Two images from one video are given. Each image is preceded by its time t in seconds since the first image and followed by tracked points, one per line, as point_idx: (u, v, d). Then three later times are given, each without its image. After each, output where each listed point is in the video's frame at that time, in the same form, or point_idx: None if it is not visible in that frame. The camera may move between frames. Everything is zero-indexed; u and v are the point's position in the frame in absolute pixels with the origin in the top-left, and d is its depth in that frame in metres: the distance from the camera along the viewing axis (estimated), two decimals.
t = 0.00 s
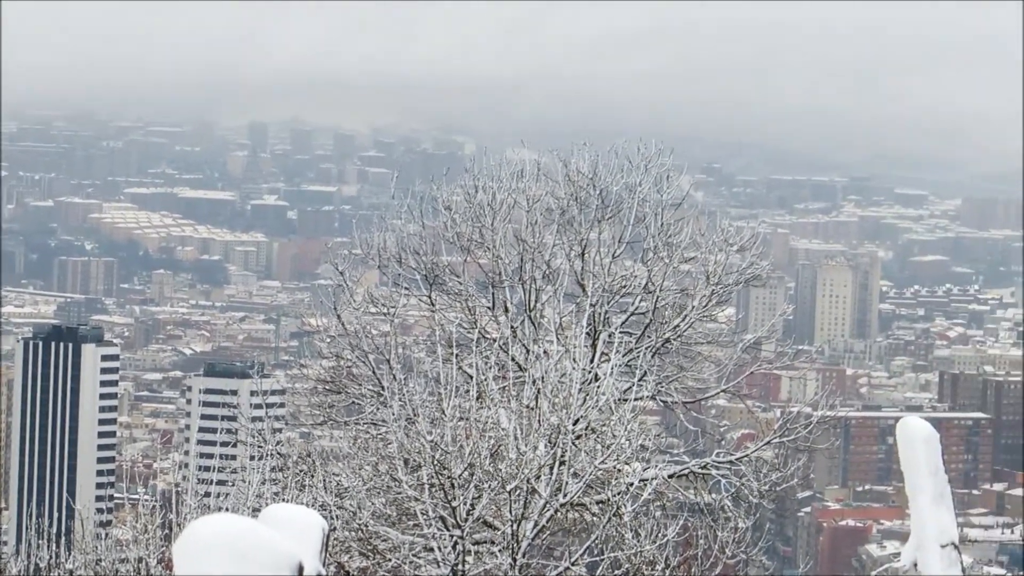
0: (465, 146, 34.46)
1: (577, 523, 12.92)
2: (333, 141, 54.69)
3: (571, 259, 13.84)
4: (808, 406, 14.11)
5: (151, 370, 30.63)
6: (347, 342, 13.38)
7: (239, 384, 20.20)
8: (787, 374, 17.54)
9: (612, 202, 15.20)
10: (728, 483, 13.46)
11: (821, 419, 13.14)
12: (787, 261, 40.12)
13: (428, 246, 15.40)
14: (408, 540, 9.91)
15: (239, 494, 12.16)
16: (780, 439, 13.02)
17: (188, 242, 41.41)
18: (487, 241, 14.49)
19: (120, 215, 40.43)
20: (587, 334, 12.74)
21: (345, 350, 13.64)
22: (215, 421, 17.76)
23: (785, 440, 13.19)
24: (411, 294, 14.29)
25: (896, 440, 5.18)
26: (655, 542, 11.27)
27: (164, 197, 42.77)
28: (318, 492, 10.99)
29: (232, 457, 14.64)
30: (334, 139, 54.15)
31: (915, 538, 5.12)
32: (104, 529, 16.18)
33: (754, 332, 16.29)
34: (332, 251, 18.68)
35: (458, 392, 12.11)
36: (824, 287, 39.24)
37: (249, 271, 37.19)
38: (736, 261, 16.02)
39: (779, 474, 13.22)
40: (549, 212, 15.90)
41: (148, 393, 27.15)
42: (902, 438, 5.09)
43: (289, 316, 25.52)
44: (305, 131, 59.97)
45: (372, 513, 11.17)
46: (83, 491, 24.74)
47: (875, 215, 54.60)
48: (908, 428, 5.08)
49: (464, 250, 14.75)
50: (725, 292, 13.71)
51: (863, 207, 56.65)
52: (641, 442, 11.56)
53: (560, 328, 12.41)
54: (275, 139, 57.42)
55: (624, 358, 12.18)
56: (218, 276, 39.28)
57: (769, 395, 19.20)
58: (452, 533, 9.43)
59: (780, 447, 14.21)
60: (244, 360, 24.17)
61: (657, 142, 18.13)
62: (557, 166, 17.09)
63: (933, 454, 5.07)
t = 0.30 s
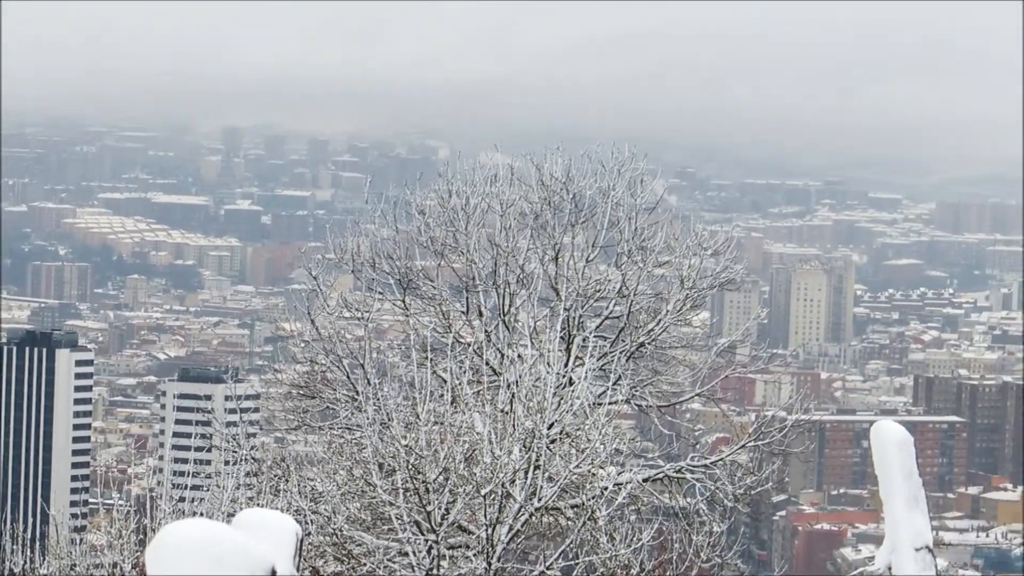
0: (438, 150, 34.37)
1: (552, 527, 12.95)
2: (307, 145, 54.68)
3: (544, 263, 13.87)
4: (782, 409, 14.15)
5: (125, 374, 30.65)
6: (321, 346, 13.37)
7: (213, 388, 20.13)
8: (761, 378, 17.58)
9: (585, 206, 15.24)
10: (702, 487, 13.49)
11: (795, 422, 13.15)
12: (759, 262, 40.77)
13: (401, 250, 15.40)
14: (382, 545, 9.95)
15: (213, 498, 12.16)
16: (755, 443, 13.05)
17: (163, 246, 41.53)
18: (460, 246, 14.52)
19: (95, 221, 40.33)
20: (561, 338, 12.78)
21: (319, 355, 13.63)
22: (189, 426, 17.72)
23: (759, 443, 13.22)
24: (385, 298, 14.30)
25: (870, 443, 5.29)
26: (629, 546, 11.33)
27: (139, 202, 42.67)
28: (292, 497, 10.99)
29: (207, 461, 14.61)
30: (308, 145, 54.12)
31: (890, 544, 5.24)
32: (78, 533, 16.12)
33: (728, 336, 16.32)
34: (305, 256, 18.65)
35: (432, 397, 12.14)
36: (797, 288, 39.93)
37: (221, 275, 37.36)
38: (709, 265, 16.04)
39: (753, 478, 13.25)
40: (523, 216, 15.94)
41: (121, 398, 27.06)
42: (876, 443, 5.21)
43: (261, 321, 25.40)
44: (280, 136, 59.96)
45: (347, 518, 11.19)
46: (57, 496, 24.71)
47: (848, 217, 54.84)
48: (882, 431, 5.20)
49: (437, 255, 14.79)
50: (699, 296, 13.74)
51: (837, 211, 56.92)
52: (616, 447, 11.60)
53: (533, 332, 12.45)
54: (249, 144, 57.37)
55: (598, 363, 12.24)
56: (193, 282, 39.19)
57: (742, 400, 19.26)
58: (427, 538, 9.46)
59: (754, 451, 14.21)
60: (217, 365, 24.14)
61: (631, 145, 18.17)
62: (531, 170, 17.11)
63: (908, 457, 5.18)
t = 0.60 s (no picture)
0: (411, 153, 34.43)
1: (524, 530, 13.00)
2: (281, 148, 54.73)
3: (517, 266, 13.92)
4: (755, 412, 14.18)
5: (97, 377, 30.66)
6: (294, 350, 13.39)
7: (187, 391, 20.16)
8: (733, 381, 17.67)
9: (558, 210, 15.30)
10: (675, 489, 13.52)
11: (767, 425, 13.20)
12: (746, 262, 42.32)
13: (374, 253, 15.43)
14: (354, 548, 9.99)
15: (185, 501, 12.18)
16: (728, 445, 13.10)
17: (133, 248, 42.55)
18: (433, 250, 14.58)
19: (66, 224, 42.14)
20: (534, 341, 12.86)
21: (292, 358, 13.65)
22: (163, 430, 17.73)
23: (731, 447, 13.26)
24: (358, 302, 14.34)
25: (843, 446, 5.39)
26: (601, 548, 11.38)
27: (112, 205, 42.70)
28: (266, 500, 11.02)
29: (180, 465, 14.61)
30: (282, 149, 54.10)
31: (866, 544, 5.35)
32: (52, 537, 16.10)
33: (700, 339, 16.39)
34: (279, 259, 18.67)
35: (405, 400, 12.18)
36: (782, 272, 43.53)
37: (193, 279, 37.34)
38: (681, 268, 16.10)
39: (726, 480, 13.29)
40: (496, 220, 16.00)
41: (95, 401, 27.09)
42: (847, 443, 5.31)
43: (233, 323, 25.43)
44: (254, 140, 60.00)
45: (320, 520, 11.21)
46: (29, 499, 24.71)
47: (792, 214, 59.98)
48: (854, 434, 5.29)
49: (410, 259, 14.83)
50: (672, 299, 13.81)
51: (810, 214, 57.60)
52: (588, 449, 11.65)
53: (506, 335, 12.52)
54: (223, 148, 57.37)
55: (571, 366, 12.31)
56: (165, 286, 39.22)
57: (715, 403, 19.36)
58: (399, 540, 9.52)
59: (726, 454, 14.27)
60: (190, 369, 24.21)
61: (604, 149, 18.22)
62: (504, 173, 17.16)
63: (880, 459, 5.28)
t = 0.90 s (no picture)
0: (390, 155, 34.72)
1: (501, 532, 13.01)
2: (260, 150, 54.99)
3: (494, 268, 13.95)
4: (731, 413, 14.23)
5: (74, 379, 30.75)
6: (272, 351, 13.40)
7: (164, 392, 20.27)
8: (711, 383, 17.83)
9: (536, 211, 15.32)
10: (652, 491, 13.56)
11: (744, 427, 13.25)
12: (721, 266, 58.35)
13: (351, 255, 15.43)
14: (330, 549, 9.98)
15: (163, 502, 12.17)
16: (705, 447, 13.15)
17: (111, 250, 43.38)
18: (410, 252, 14.60)
19: (45, 226, 41.95)
20: (511, 342, 12.89)
21: (270, 359, 13.64)
22: (140, 430, 17.76)
23: (708, 449, 13.31)
24: (335, 303, 14.35)
25: (820, 447, 5.93)
26: (578, 551, 11.39)
27: (90, 208, 43.60)
28: (242, 501, 11.01)
29: (157, 466, 14.60)
30: (259, 151, 54.27)
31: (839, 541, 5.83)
32: (27, 538, 16.10)
33: (678, 340, 16.47)
34: (256, 259, 18.72)
35: (381, 402, 12.18)
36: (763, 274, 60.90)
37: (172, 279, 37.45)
38: (659, 269, 16.16)
39: (702, 482, 13.35)
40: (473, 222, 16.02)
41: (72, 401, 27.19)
42: (823, 445, 5.82)
43: (211, 325, 25.66)
44: (231, 141, 60.16)
45: (297, 521, 11.19)
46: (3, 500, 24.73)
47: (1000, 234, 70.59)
48: (831, 436, 5.81)
49: (388, 260, 14.86)
50: (649, 301, 13.87)
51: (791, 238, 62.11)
52: (565, 451, 11.66)
53: (483, 337, 12.54)
54: (199, 149, 57.49)
55: (548, 369, 12.35)
56: (143, 287, 39.31)
57: (692, 406, 19.60)
58: (377, 543, 9.54)
59: (703, 456, 14.32)
60: (169, 370, 24.39)
61: (582, 149, 18.28)
62: (481, 175, 17.19)
63: (855, 460, 5.79)
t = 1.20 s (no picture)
0: (369, 157, 34.99)
1: (478, 534, 13.03)
2: (237, 152, 55.16)
3: (471, 270, 13.96)
4: (707, 416, 14.25)
5: (51, 380, 30.78)
6: (248, 352, 13.39)
7: (141, 394, 20.29)
8: (687, 386, 17.94)
9: (513, 213, 15.34)
10: (628, 493, 13.57)
11: (721, 429, 13.31)
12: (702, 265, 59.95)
13: (327, 256, 15.41)
14: (308, 551, 9.97)
15: (139, 504, 12.14)
16: (681, 450, 13.17)
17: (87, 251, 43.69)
18: (387, 254, 14.59)
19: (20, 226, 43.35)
20: (488, 343, 12.91)
21: (246, 361, 13.62)
22: (117, 432, 17.73)
23: (684, 451, 13.33)
24: (312, 304, 14.36)
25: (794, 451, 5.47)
26: (554, 552, 11.42)
27: (67, 209, 44.65)
28: (218, 503, 11.00)
29: (134, 468, 14.56)
30: (236, 152, 54.26)
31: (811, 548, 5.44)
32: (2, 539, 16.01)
33: (655, 343, 16.53)
34: (233, 261, 18.71)
35: (357, 404, 12.19)
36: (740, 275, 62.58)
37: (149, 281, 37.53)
38: (635, 272, 16.21)
39: (678, 484, 13.37)
40: (450, 224, 16.04)
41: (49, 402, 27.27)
42: (797, 446, 5.38)
43: (189, 327, 25.81)
44: (208, 143, 60.26)
45: (273, 524, 11.18)
46: None
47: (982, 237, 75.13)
48: (806, 439, 5.37)
49: (364, 262, 14.86)
50: (626, 303, 13.92)
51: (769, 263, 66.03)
52: (541, 453, 11.68)
53: (459, 339, 12.55)
54: (177, 150, 57.46)
55: (525, 370, 12.38)
56: (119, 289, 39.38)
57: (669, 409, 19.75)
58: (353, 545, 9.56)
59: (680, 458, 14.37)
60: (146, 372, 24.48)
61: (558, 152, 18.35)
62: (458, 176, 17.22)
63: (832, 464, 5.37)
